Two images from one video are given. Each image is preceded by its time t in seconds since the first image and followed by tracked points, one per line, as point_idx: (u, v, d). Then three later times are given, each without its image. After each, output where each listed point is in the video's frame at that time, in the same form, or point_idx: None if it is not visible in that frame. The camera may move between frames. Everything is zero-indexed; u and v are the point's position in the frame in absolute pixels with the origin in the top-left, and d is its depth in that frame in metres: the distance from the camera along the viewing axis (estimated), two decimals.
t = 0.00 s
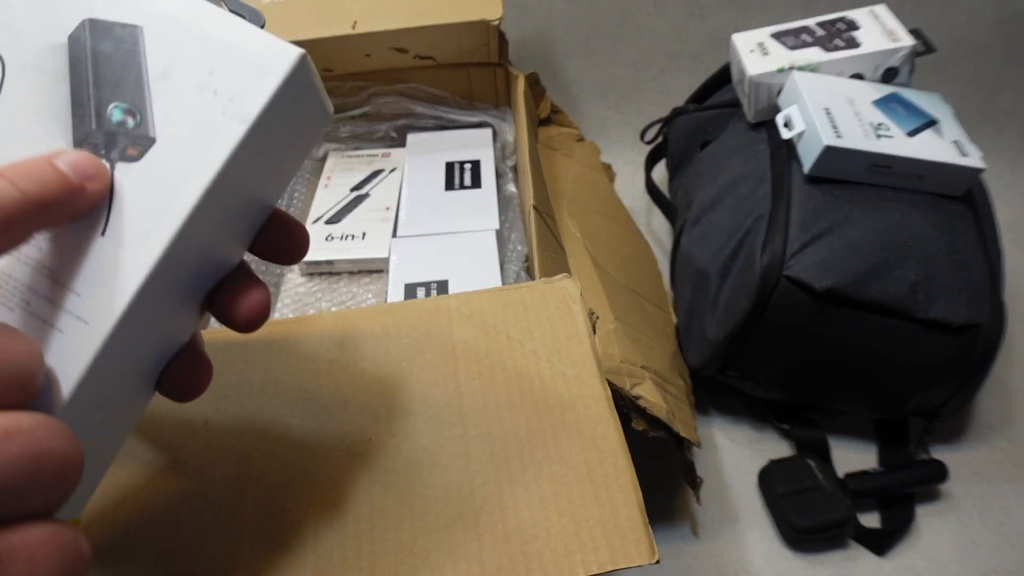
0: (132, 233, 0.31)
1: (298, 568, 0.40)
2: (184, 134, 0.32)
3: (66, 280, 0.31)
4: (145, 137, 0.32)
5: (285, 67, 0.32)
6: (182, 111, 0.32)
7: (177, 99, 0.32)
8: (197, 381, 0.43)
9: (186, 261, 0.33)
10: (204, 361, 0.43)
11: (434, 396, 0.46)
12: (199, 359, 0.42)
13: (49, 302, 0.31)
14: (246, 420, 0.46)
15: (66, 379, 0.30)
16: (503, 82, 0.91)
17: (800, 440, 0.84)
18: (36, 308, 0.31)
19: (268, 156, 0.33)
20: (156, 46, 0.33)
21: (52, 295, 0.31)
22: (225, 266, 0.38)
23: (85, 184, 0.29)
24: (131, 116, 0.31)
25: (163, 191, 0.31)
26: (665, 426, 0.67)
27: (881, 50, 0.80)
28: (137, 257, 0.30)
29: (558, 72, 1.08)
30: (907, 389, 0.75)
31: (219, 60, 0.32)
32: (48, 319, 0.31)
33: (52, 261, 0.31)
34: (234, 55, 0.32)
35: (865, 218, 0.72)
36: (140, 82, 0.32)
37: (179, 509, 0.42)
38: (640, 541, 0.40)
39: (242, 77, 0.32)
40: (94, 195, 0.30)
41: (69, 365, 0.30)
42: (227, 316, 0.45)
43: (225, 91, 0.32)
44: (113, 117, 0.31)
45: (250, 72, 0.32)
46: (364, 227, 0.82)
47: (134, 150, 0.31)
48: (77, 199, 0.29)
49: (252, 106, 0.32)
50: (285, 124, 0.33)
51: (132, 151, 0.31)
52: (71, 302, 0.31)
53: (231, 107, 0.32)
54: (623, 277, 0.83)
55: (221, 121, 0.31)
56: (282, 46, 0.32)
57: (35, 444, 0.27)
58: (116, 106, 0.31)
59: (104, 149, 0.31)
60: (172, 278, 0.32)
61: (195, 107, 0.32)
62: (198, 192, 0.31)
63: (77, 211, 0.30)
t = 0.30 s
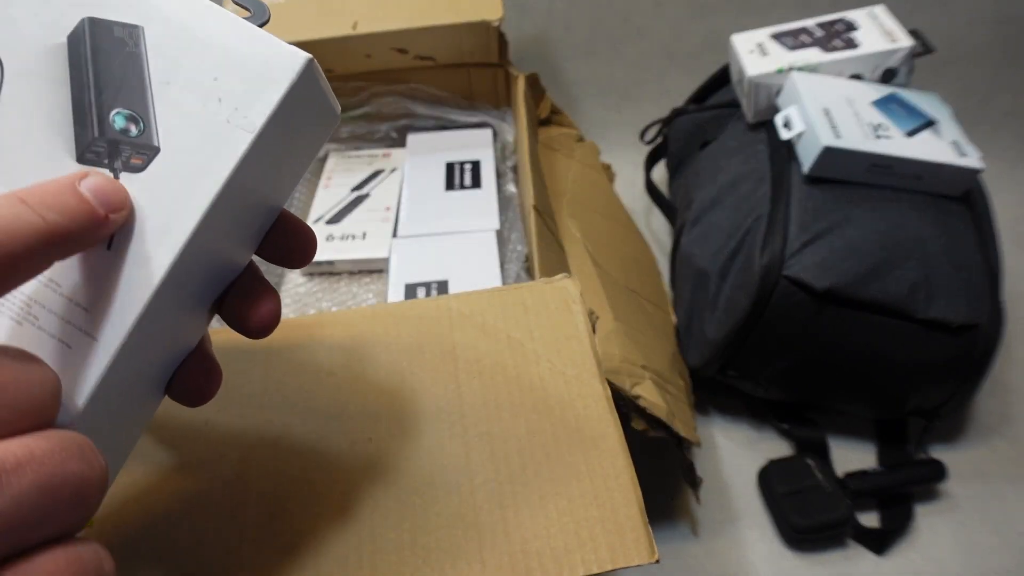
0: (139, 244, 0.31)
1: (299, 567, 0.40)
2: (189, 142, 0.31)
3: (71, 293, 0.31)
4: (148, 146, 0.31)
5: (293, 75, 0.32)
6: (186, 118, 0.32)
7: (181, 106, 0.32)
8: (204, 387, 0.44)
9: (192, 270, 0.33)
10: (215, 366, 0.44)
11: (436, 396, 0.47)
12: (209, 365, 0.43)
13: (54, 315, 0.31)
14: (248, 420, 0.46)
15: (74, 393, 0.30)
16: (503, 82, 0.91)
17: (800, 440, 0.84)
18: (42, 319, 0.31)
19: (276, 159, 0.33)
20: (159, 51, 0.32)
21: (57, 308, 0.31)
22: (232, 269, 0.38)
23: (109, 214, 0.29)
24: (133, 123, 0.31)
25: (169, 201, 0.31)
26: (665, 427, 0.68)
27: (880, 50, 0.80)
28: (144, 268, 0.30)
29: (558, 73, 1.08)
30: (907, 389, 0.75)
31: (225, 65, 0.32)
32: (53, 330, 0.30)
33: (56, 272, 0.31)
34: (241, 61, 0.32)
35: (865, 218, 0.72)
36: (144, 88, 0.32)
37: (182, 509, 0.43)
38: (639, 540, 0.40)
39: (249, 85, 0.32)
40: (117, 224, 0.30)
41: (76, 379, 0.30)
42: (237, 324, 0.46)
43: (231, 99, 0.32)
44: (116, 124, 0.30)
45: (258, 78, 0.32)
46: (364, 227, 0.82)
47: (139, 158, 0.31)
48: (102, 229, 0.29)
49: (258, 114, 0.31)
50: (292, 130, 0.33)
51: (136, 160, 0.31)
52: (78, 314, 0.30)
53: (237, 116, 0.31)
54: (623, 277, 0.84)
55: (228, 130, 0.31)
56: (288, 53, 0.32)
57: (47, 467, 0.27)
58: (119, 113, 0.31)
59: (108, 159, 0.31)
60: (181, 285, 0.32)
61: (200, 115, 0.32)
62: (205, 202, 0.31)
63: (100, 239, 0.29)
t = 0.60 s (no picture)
0: (212, 268, 0.32)
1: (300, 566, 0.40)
2: (254, 167, 0.32)
3: (146, 316, 0.32)
4: (214, 171, 0.32)
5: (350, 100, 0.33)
6: (247, 143, 0.33)
7: (243, 131, 0.33)
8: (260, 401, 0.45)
9: (258, 288, 0.34)
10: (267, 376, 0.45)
11: (437, 396, 0.47)
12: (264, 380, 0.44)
13: (130, 338, 0.32)
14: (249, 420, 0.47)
15: (156, 415, 0.31)
16: (503, 82, 0.91)
17: (800, 440, 0.85)
18: (119, 344, 0.32)
19: (332, 181, 0.35)
20: (218, 74, 0.33)
21: (133, 332, 0.32)
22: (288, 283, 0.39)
23: (150, 220, 0.30)
24: (197, 148, 0.32)
25: (235, 227, 0.32)
26: (665, 426, 0.68)
27: (880, 51, 0.80)
28: (218, 292, 0.32)
29: (558, 73, 1.08)
30: (906, 389, 0.75)
31: (284, 90, 0.33)
32: (129, 354, 0.32)
33: (127, 296, 0.32)
34: (299, 86, 0.33)
35: (864, 218, 0.72)
36: (205, 112, 0.33)
37: (184, 508, 0.43)
38: (639, 539, 0.40)
39: (308, 112, 0.33)
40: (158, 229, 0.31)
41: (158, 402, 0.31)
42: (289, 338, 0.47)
43: (292, 123, 0.33)
44: (181, 149, 0.32)
45: (319, 105, 0.33)
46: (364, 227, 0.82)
47: (203, 183, 0.32)
48: (144, 236, 0.30)
49: (318, 139, 0.33)
50: (347, 153, 0.34)
51: (202, 185, 0.32)
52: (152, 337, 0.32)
53: (299, 141, 0.32)
54: (623, 277, 0.84)
55: (290, 154, 0.32)
56: (346, 76, 0.33)
57: (121, 504, 0.29)
58: (183, 138, 0.32)
59: (176, 185, 0.32)
60: (246, 307, 0.33)
61: (262, 139, 0.33)
62: (273, 225, 0.32)
63: (145, 246, 0.31)
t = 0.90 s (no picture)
0: (253, 323, 0.32)
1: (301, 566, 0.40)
2: (297, 224, 0.32)
3: (187, 367, 0.32)
4: (258, 226, 0.32)
5: (393, 162, 0.33)
6: (291, 201, 0.33)
7: (287, 189, 0.33)
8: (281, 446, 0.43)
9: (293, 341, 0.33)
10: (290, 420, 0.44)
11: (437, 396, 0.47)
12: (282, 421, 0.43)
13: (169, 388, 0.32)
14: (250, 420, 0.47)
15: (188, 470, 0.31)
16: (503, 83, 0.91)
17: (800, 440, 0.85)
18: (159, 396, 0.32)
19: (365, 238, 0.35)
20: (264, 129, 0.33)
21: (172, 383, 0.32)
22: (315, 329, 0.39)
23: (191, 289, 0.30)
24: (242, 204, 0.32)
25: (278, 285, 0.32)
26: (663, 426, 0.68)
27: (880, 50, 0.80)
28: (257, 347, 0.31)
29: (557, 72, 1.08)
30: (906, 389, 0.75)
31: (327, 148, 0.33)
32: (167, 404, 0.31)
33: (170, 346, 0.32)
34: (343, 147, 0.33)
35: (864, 218, 0.72)
36: (249, 166, 0.33)
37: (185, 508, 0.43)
38: (639, 540, 0.40)
39: (351, 171, 0.33)
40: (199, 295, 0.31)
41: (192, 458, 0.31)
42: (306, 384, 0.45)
43: (336, 182, 0.33)
44: (226, 204, 0.32)
45: (360, 166, 0.33)
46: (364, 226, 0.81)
47: (246, 238, 0.32)
48: (186, 305, 0.30)
49: (361, 200, 0.33)
50: (381, 211, 0.35)
51: (245, 240, 0.32)
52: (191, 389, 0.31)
53: (341, 202, 0.33)
54: (623, 278, 0.84)
55: (333, 213, 0.32)
56: (390, 139, 0.33)
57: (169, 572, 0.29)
58: (228, 193, 0.32)
59: (219, 238, 0.32)
60: (279, 364, 0.33)
61: (305, 196, 0.33)
62: (315, 283, 0.32)
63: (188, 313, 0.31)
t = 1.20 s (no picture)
0: (276, 327, 0.32)
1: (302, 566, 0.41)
2: (316, 232, 0.34)
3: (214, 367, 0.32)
4: (278, 232, 0.33)
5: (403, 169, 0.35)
6: (309, 210, 0.34)
7: (305, 199, 0.34)
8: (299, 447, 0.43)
9: (310, 348, 0.34)
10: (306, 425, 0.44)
11: (437, 395, 0.47)
12: (299, 424, 0.43)
13: (196, 388, 0.32)
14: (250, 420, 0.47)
15: (225, 464, 0.31)
16: (503, 82, 0.91)
17: (800, 439, 0.85)
18: (185, 396, 0.32)
19: (375, 244, 0.36)
20: (282, 144, 0.34)
21: (201, 382, 0.32)
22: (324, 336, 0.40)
23: (25, 235, 0.27)
24: (262, 212, 0.33)
25: (298, 290, 0.33)
26: (664, 425, 0.68)
27: (880, 50, 0.80)
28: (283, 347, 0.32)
29: (558, 73, 1.08)
30: (906, 388, 0.75)
31: (342, 157, 0.34)
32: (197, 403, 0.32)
33: (194, 349, 0.32)
34: (357, 156, 0.34)
35: (864, 218, 0.72)
36: (268, 178, 0.33)
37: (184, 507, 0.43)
38: (639, 540, 0.40)
39: (364, 179, 0.34)
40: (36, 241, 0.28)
41: (226, 453, 0.31)
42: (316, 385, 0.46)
43: (350, 190, 0.34)
44: (244, 213, 0.32)
45: (372, 175, 0.34)
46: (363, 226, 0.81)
47: (267, 245, 0.33)
48: (21, 253, 0.27)
49: (375, 206, 0.34)
50: (391, 217, 0.36)
51: (267, 246, 0.33)
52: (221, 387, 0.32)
53: (357, 208, 0.34)
54: (623, 278, 0.84)
55: (349, 220, 0.34)
56: (397, 149, 0.35)
57: None
58: (247, 203, 0.32)
59: (241, 246, 0.32)
60: (297, 369, 0.34)
61: (321, 206, 0.34)
62: (335, 285, 0.33)
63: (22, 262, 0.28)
